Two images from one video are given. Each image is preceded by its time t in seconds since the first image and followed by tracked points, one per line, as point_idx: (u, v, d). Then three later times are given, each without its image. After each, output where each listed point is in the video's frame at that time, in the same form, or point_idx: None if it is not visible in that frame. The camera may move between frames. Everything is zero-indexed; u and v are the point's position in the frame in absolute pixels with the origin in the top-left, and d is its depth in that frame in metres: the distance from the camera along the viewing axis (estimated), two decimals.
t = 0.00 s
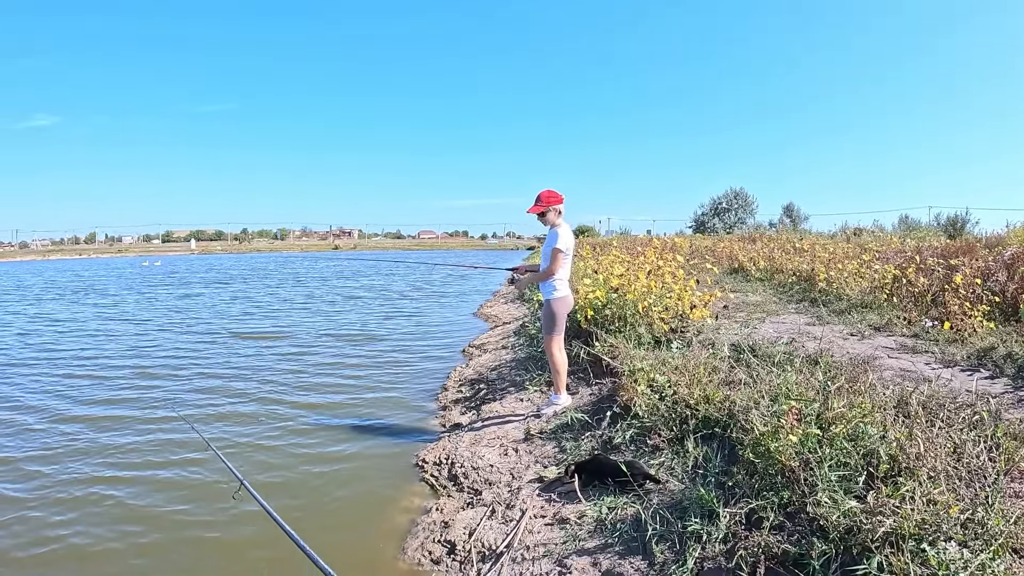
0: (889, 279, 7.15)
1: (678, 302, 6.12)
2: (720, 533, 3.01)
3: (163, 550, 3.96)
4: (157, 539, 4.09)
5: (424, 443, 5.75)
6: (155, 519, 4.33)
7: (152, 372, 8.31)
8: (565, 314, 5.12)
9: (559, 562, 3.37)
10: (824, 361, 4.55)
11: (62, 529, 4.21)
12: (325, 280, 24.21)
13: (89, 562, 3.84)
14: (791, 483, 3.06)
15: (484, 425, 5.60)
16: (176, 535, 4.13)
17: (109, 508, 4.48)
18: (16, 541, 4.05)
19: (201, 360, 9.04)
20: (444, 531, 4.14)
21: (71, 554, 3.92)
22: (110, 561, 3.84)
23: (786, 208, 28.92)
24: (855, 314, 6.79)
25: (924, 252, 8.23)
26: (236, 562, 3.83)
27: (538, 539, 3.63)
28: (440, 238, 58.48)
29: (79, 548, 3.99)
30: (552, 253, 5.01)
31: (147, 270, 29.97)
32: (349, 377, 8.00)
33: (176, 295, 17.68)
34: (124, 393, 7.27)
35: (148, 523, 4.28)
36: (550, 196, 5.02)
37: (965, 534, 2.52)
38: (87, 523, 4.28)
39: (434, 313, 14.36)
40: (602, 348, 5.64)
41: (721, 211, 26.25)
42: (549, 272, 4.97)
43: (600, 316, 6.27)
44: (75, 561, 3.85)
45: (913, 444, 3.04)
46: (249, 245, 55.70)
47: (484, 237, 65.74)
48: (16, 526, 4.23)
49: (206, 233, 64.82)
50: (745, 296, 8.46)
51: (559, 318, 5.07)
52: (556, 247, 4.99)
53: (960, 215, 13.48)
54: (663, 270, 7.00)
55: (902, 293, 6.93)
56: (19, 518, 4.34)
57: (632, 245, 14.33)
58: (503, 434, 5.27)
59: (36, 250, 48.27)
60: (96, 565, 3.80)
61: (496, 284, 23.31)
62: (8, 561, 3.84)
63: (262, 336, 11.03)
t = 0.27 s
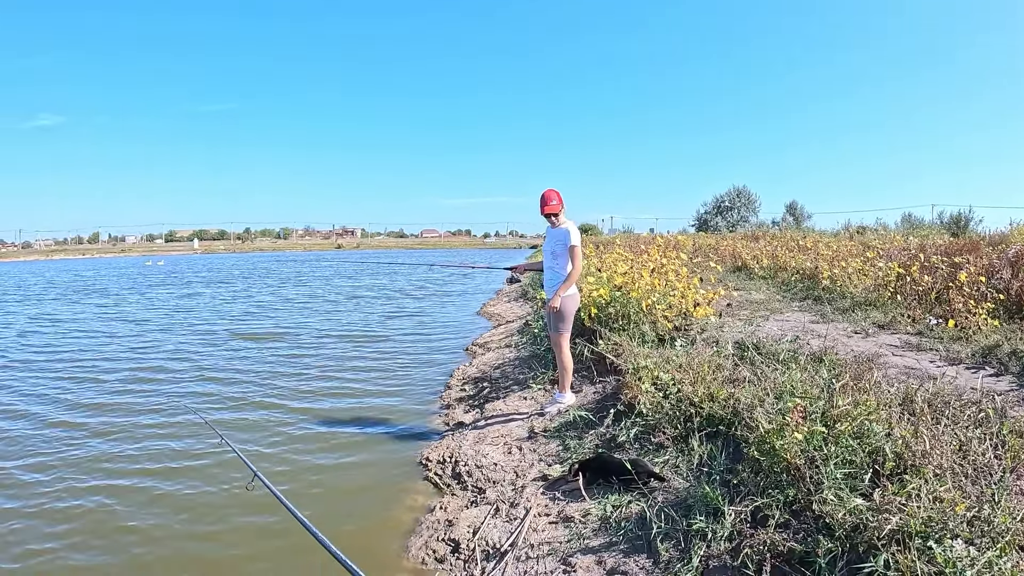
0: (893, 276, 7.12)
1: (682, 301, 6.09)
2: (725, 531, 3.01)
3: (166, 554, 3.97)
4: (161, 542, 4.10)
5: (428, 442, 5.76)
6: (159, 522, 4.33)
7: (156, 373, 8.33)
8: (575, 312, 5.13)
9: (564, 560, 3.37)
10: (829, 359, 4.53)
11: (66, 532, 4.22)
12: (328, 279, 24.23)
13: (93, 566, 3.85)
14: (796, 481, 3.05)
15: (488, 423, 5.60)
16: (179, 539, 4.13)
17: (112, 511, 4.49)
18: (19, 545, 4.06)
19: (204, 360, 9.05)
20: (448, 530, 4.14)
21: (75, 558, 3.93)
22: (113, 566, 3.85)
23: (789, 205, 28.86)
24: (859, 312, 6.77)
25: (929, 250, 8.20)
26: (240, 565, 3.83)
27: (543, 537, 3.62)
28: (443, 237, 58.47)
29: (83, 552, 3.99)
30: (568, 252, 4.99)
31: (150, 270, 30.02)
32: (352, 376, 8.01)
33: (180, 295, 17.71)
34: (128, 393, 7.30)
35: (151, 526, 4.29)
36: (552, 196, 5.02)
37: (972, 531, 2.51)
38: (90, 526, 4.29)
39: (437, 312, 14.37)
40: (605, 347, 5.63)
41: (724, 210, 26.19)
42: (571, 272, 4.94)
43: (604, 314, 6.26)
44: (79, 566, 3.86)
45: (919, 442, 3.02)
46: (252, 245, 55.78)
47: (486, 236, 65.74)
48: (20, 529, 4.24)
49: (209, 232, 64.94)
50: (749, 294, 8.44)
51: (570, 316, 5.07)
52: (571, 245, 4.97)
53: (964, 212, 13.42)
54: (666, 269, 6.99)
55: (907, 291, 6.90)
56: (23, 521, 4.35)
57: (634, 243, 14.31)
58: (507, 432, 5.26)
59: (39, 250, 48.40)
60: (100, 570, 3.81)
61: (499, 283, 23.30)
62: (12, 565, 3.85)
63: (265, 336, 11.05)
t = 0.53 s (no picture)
0: (895, 275, 7.12)
1: (683, 300, 6.10)
2: (726, 530, 3.01)
3: (168, 552, 3.97)
4: (163, 539, 4.10)
5: (430, 442, 5.76)
6: (160, 520, 4.33)
7: (157, 373, 8.33)
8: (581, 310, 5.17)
9: (566, 560, 3.37)
10: (831, 358, 4.53)
11: (68, 530, 4.22)
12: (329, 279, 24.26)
13: (94, 562, 3.85)
14: (798, 481, 3.05)
15: (489, 423, 5.60)
16: (181, 536, 4.13)
17: (114, 509, 4.49)
18: (21, 543, 4.06)
19: (206, 360, 9.06)
20: (450, 530, 4.14)
21: (77, 555, 3.92)
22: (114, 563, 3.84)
23: (791, 204, 28.84)
24: (861, 311, 6.77)
25: (930, 249, 8.21)
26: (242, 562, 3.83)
27: (544, 537, 3.63)
28: (444, 236, 58.48)
29: (84, 549, 3.99)
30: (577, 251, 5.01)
31: (151, 270, 30.03)
32: (354, 376, 8.02)
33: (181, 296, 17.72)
34: (130, 394, 7.30)
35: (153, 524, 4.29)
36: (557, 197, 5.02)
37: (975, 531, 2.50)
38: (92, 524, 4.29)
39: (438, 312, 14.37)
40: (607, 346, 5.63)
41: (725, 209, 26.17)
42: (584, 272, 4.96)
43: (605, 314, 6.26)
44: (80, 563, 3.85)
45: (921, 442, 3.03)
46: (253, 245, 55.83)
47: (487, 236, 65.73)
48: (21, 527, 4.24)
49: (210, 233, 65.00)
50: (750, 294, 8.43)
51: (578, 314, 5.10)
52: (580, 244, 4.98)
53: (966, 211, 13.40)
54: (668, 268, 6.98)
55: (908, 290, 6.89)
56: (24, 519, 4.35)
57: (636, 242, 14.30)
58: (509, 432, 5.27)
59: (40, 251, 48.44)
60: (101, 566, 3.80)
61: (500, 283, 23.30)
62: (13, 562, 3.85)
63: (267, 336, 11.06)
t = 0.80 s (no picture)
0: (895, 275, 7.11)
1: (683, 300, 6.09)
2: (726, 531, 3.01)
3: (168, 555, 3.97)
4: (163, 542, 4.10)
5: (431, 442, 5.77)
6: (161, 524, 4.33)
7: (158, 374, 8.34)
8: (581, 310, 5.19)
9: (565, 560, 3.37)
10: (831, 358, 4.53)
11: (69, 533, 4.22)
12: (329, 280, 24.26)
13: (95, 566, 3.85)
14: (798, 481, 3.05)
15: (490, 424, 5.60)
16: (181, 539, 4.13)
17: (114, 512, 4.48)
18: (22, 546, 4.06)
19: (207, 362, 9.07)
20: (450, 530, 4.15)
21: (78, 559, 3.92)
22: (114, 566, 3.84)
23: (791, 204, 28.84)
24: (861, 311, 6.77)
25: (930, 248, 8.21)
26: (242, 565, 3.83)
27: (544, 537, 3.63)
28: (445, 236, 58.49)
29: (85, 553, 3.99)
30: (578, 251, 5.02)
31: (151, 272, 30.04)
32: (354, 377, 8.02)
33: (181, 297, 17.72)
34: (131, 395, 7.31)
35: (153, 527, 4.29)
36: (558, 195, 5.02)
37: (975, 531, 2.50)
38: (92, 527, 4.29)
39: (438, 312, 14.37)
40: (607, 346, 5.63)
41: (725, 208, 26.15)
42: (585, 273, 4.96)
43: (605, 314, 6.26)
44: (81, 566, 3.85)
45: (921, 442, 3.03)
46: (254, 246, 55.85)
47: (488, 236, 65.71)
48: (21, 531, 4.24)
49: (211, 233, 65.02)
50: (750, 293, 8.43)
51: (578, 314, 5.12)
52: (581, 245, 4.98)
53: (966, 211, 13.39)
54: (668, 268, 6.98)
55: (909, 289, 6.89)
56: (24, 523, 4.35)
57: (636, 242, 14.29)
58: (509, 432, 5.27)
59: (41, 252, 48.48)
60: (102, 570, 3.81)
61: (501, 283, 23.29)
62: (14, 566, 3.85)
63: (267, 337, 11.06)
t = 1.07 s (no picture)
0: (895, 274, 7.12)
1: (683, 300, 6.09)
2: (726, 530, 3.01)
3: (166, 556, 3.97)
4: (164, 543, 4.10)
5: (430, 442, 5.77)
6: (160, 525, 4.33)
7: (159, 375, 8.35)
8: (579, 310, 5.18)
9: (565, 560, 3.37)
10: (831, 357, 4.53)
11: (69, 535, 4.21)
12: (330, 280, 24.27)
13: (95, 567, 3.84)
14: (798, 481, 3.05)
15: (489, 424, 5.60)
16: (182, 540, 4.13)
17: (115, 514, 4.48)
18: (22, 549, 4.05)
19: (207, 362, 9.07)
20: (450, 530, 4.15)
21: (78, 560, 3.92)
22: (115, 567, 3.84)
23: (791, 203, 28.82)
24: (861, 310, 6.77)
25: (930, 247, 8.22)
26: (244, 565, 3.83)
27: (545, 537, 3.63)
28: (445, 236, 58.49)
29: (85, 554, 3.99)
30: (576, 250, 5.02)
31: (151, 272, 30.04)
32: (354, 378, 8.03)
33: (181, 298, 17.73)
34: (132, 397, 7.32)
35: (154, 527, 4.29)
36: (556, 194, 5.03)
37: (974, 531, 2.51)
38: (92, 529, 4.28)
39: (438, 313, 14.38)
40: (607, 346, 5.63)
41: (725, 208, 26.15)
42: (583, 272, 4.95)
43: (605, 314, 6.26)
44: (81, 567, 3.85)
45: (920, 441, 3.03)
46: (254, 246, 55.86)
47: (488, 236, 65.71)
48: (22, 533, 4.24)
49: (211, 234, 65.01)
50: (750, 293, 8.44)
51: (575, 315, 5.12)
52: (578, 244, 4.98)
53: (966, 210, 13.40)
54: (668, 268, 6.98)
55: (909, 289, 6.89)
56: (25, 524, 4.34)
57: (636, 242, 14.29)
58: (509, 432, 5.27)
59: (40, 253, 48.44)
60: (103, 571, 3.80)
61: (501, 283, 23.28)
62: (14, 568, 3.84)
63: (267, 337, 11.07)
